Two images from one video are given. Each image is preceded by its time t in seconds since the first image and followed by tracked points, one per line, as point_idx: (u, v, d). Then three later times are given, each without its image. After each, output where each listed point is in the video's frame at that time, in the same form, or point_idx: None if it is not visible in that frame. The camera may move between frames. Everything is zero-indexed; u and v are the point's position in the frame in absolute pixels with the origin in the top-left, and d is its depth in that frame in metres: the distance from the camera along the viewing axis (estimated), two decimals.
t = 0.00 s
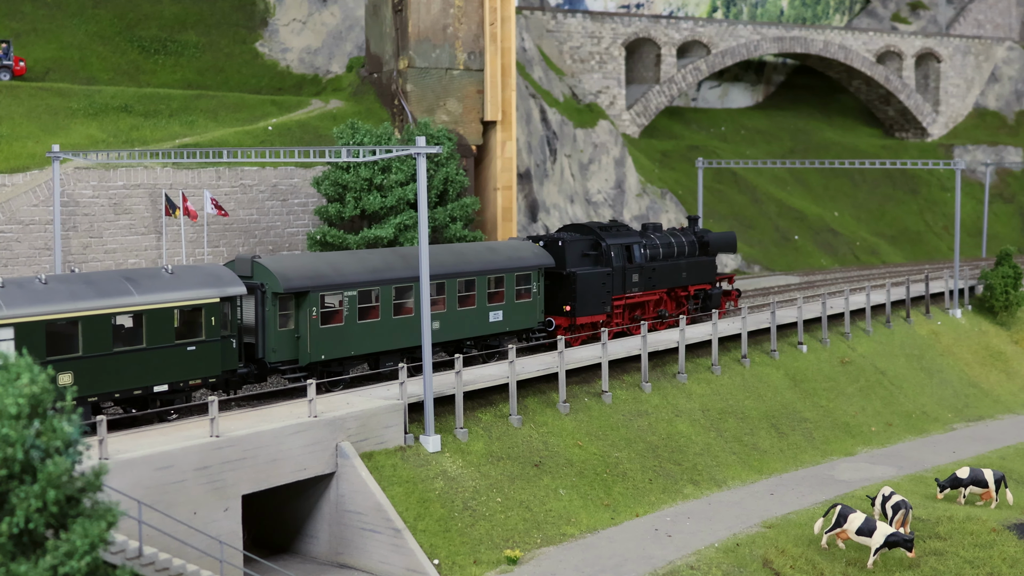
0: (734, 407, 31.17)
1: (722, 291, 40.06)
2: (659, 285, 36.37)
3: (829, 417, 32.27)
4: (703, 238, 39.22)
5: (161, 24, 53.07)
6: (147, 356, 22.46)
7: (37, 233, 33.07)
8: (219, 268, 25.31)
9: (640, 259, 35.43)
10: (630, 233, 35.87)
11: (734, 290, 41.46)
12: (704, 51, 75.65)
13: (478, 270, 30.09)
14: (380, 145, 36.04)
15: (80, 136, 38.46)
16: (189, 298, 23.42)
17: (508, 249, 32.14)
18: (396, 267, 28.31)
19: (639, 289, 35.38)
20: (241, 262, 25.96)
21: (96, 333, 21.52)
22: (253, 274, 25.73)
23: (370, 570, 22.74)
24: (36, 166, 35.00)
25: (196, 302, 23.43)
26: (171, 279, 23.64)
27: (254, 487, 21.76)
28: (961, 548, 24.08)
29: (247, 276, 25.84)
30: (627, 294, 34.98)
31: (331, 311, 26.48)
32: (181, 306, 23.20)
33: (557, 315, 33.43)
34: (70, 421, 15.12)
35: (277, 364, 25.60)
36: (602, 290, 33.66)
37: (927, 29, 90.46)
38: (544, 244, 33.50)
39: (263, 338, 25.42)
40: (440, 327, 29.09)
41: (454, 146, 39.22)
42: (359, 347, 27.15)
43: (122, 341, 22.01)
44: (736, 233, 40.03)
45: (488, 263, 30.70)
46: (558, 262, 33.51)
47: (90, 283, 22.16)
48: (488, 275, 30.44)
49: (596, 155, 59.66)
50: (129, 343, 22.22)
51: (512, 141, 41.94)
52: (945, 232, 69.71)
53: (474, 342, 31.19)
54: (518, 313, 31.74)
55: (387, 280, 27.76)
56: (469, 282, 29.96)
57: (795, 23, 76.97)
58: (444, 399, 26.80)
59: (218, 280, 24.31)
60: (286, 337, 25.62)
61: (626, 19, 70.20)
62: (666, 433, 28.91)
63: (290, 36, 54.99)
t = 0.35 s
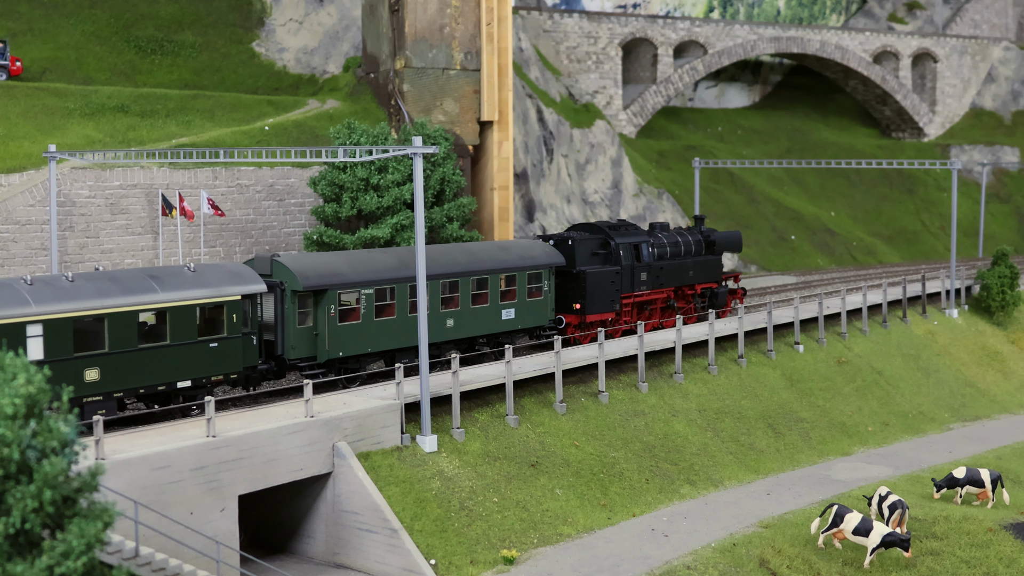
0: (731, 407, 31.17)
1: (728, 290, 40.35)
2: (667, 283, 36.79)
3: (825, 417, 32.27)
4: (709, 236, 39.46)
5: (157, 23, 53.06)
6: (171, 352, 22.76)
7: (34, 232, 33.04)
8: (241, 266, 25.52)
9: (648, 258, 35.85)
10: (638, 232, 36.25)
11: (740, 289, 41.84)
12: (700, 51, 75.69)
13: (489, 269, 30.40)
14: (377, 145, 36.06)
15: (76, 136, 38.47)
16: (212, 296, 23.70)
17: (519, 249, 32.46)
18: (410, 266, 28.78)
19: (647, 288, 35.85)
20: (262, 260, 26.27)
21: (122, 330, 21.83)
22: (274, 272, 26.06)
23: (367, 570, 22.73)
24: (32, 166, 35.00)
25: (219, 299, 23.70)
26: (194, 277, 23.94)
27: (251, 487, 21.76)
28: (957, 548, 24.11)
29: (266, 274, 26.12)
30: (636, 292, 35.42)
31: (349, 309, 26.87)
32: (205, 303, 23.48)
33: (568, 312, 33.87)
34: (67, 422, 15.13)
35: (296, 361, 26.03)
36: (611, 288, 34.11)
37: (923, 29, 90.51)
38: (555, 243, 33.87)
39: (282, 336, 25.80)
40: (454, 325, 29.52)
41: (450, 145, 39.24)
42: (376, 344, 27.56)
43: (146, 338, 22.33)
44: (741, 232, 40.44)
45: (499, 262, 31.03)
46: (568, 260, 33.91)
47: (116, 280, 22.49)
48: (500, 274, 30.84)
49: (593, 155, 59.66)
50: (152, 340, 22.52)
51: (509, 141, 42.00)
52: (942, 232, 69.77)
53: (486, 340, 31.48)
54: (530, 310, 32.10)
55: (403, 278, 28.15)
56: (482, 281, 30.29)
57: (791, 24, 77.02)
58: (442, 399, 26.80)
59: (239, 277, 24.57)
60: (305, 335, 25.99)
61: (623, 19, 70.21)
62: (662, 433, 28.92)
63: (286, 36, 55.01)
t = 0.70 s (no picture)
0: (727, 407, 31.16)
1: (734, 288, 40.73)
2: (675, 282, 37.09)
3: (822, 417, 32.26)
4: (715, 236, 39.86)
5: (153, 23, 53.00)
6: (194, 348, 23.30)
7: (30, 233, 33.01)
8: (261, 265, 26.16)
9: (656, 256, 36.18)
10: (646, 231, 36.55)
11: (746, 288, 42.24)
12: (697, 51, 75.70)
13: (502, 268, 30.73)
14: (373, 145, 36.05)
15: (72, 136, 38.43)
16: (233, 293, 24.24)
17: (530, 247, 32.77)
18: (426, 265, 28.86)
19: (655, 286, 36.15)
20: (280, 258, 26.63)
21: (146, 327, 22.34)
22: (292, 270, 26.39)
23: (364, 570, 22.72)
24: (28, 166, 34.98)
25: (240, 297, 24.25)
26: (215, 274, 24.47)
27: (247, 488, 21.74)
28: (954, 547, 24.13)
29: (284, 272, 26.45)
30: (644, 290, 35.74)
31: (366, 307, 27.26)
32: (226, 301, 24.01)
33: (577, 310, 34.12)
34: (63, 422, 15.11)
35: (314, 358, 26.34)
36: (620, 286, 34.39)
37: (920, 29, 90.55)
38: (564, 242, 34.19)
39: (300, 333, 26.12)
40: (467, 322, 29.93)
41: (447, 146, 39.32)
42: (392, 341, 27.96)
43: (169, 334, 22.84)
44: (745, 231, 40.85)
45: (512, 260, 31.36)
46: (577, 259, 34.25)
47: (140, 277, 22.97)
48: (513, 272, 31.15)
49: (590, 155, 59.61)
50: (175, 336, 23.04)
51: (504, 141, 42.10)
52: (938, 232, 69.77)
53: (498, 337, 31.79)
54: (541, 308, 32.37)
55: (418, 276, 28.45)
56: (495, 280, 30.68)
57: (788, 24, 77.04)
58: (438, 399, 26.78)
59: (259, 276, 25.14)
60: (323, 332, 26.30)
61: (619, 19, 70.18)
62: (659, 433, 28.92)
63: (283, 36, 54.95)
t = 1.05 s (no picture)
0: (721, 407, 31.16)
1: (737, 287, 41.21)
2: (679, 280, 37.68)
3: (816, 416, 32.27)
4: (718, 235, 40.38)
5: (147, 23, 52.95)
6: (214, 345, 23.79)
7: (24, 233, 32.98)
8: (280, 263, 26.59)
9: (662, 255, 36.61)
10: (652, 230, 36.96)
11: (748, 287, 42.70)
12: (691, 50, 75.75)
13: (513, 266, 31.17)
14: (368, 145, 36.02)
15: (67, 136, 38.41)
16: (251, 291, 24.69)
17: (539, 246, 33.15)
18: (438, 263, 29.25)
19: (660, 284, 36.60)
20: (296, 256, 26.97)
21: (167, 324, 22.84)
22: (308, 268, 26.77)
23: (358, 570, 22.72)
24: (23, 166, 34.98)
25: (258, 295, 24.68)
26: (234, 273, 24.93)
27: (242, 488, 21.74)
28: (948, 547, 24.17)
29: (300, 270, 26.84)
30: (650, 288, 36.24)
31: (380, 304, 27.76)
32: (245, 298, 24.47)
33: (584, 308, 34.49)
34: (56, 422, 15.08)
35: (329, 355, 26.75)
36: (626, 284, 34.84)
37: (914, 29, 90.65)
38: (572, 240, 34.57)
39: (316, 330, 26.51)
40: (478, 320, 30.36)
41: (442, 145, 39.19)
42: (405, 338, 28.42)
43: (189, 332, 23.32)
44: (748, 230, 41.46)
45: (522, 259, 31.79)
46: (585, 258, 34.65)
47: (161, 276, 23.48)
48: (523, 271, 31.55)
49: (584, 155, 59.68)
50: (196, 333, 23.53)
51: (499, 141, 41.97)
52: (933, 232, 69.82)
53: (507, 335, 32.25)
54: (550, 306, 32.81)
55: (431, 275, 28.77)
56: (505, 278, 31.06)
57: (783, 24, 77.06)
58: (432, 399, 26.78)
59: (277, 274, 25.56)
60: (338, 328, 26.71)
61: (614, 19, 70.19)
62: (654, 433, 28.91)
63: (277, 36, 54.90)
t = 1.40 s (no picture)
0: (712, 406, 31.17)
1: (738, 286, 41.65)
2: (681, 279, 38.10)
3: (807, 416, 32.28)
4: (719, 234, 40.88)
5: (139, 23, 52.86)
6: (230, 342, 24.09)
7: (15, 233, 32.93)
8: (294, 262, 26.94)
9: (665, 254, 37.07)
10: (654, 229, 37.44)
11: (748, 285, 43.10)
12: (683, 50, 75.79)
13: (520, 264, 31.61)
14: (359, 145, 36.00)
15: (57, 136, 38.36)
16: (267, 289, 25.01)
17: (544, 245, 33.55)
18: (447, 261, 29.73)
19: (663, 282, 37.04)
20: (308, 255, 27.14)
21: (185, 321, 23.13)
22: (320, 266, 27.06)
23: (349, 570, 22.70)
24: (13, 166, 34.93)
25: (273, 293, 24.98)
26: (249, 271, 25.24)
27: (233, 488, 21.71)
28: (938, 546, 24.25)
29: (313, 268, 27.07)
30: (653, 286, 36.66)
31: (391, 302, 28.13)
32: (260, 296, 24.79)
33: (589, 306, 34.90)
34: (47, 422, 15.04)
35: (342, 352, 27.02)
36: (630, 282, 35.22)
37: (905, 29, 90.77)
38: (577, 239, 35.00)
39: (328, 328, 26.74)
40: (487, 317, 30.75)
41: (433, 146, 39.30)
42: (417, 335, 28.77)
43: (206, 329, 23.61)
44: (748, 230, 41.90)
45: (529, 257, 32.25)
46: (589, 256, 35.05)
47: (179, 273, 23.77)
48: (530, 269, 31.98)
49: (576, 155, 59.67)
50: (213, 330, 23.82)
51: (491, 141, 42.08)
52: (924, 232, 69.94)
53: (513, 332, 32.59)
54: (556, 304, 33.25)
55: (441, 273, 29.22)
56: (512, 276, 31.43)
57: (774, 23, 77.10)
58: (424, 399, 26.78)
59: (291, 272, 25.86)
60: (350, 326, 27.01)
61: (606, 19, 70.18)
62: (645, 433, 28.92)
63: (268, 36, 54.85)
